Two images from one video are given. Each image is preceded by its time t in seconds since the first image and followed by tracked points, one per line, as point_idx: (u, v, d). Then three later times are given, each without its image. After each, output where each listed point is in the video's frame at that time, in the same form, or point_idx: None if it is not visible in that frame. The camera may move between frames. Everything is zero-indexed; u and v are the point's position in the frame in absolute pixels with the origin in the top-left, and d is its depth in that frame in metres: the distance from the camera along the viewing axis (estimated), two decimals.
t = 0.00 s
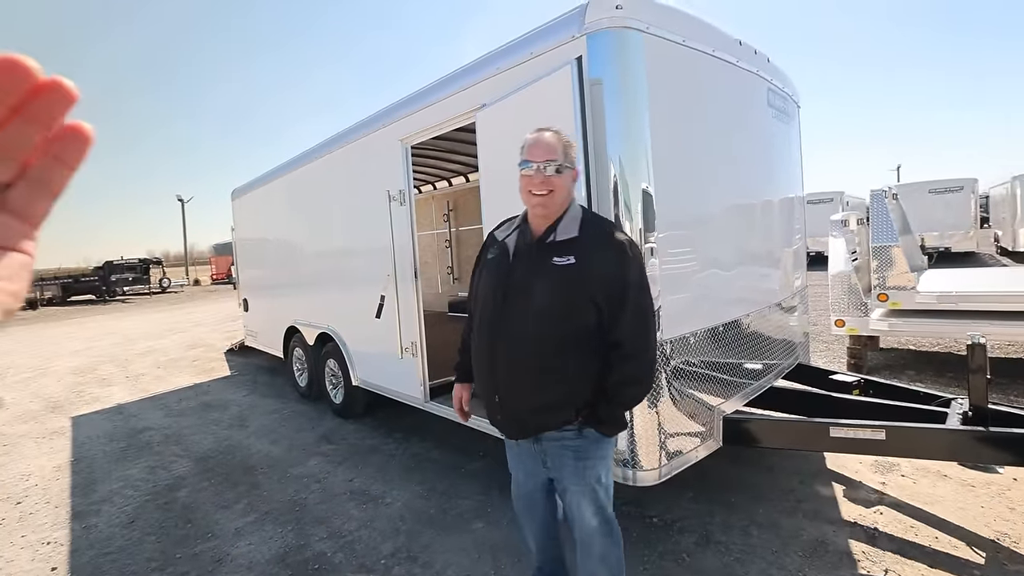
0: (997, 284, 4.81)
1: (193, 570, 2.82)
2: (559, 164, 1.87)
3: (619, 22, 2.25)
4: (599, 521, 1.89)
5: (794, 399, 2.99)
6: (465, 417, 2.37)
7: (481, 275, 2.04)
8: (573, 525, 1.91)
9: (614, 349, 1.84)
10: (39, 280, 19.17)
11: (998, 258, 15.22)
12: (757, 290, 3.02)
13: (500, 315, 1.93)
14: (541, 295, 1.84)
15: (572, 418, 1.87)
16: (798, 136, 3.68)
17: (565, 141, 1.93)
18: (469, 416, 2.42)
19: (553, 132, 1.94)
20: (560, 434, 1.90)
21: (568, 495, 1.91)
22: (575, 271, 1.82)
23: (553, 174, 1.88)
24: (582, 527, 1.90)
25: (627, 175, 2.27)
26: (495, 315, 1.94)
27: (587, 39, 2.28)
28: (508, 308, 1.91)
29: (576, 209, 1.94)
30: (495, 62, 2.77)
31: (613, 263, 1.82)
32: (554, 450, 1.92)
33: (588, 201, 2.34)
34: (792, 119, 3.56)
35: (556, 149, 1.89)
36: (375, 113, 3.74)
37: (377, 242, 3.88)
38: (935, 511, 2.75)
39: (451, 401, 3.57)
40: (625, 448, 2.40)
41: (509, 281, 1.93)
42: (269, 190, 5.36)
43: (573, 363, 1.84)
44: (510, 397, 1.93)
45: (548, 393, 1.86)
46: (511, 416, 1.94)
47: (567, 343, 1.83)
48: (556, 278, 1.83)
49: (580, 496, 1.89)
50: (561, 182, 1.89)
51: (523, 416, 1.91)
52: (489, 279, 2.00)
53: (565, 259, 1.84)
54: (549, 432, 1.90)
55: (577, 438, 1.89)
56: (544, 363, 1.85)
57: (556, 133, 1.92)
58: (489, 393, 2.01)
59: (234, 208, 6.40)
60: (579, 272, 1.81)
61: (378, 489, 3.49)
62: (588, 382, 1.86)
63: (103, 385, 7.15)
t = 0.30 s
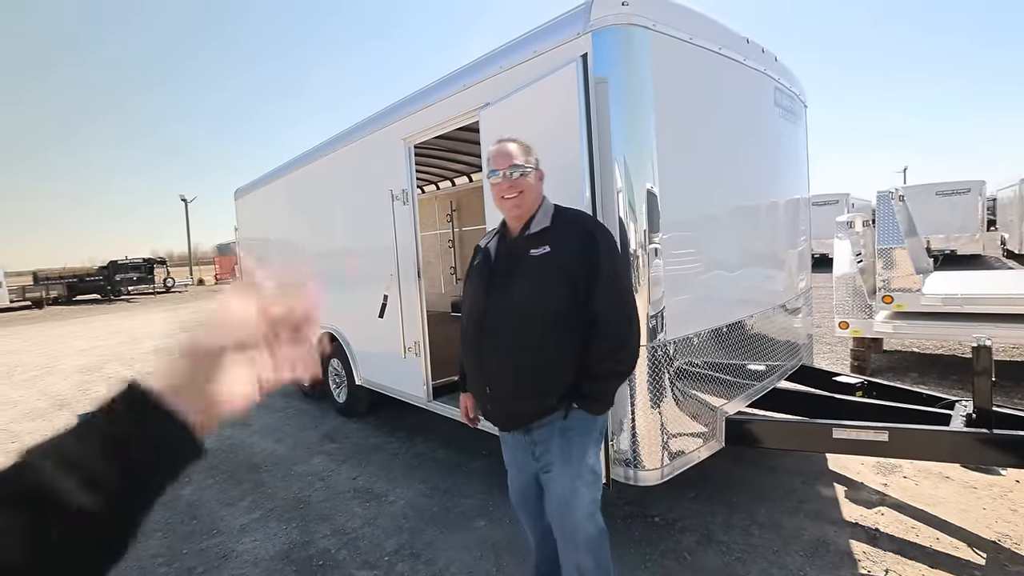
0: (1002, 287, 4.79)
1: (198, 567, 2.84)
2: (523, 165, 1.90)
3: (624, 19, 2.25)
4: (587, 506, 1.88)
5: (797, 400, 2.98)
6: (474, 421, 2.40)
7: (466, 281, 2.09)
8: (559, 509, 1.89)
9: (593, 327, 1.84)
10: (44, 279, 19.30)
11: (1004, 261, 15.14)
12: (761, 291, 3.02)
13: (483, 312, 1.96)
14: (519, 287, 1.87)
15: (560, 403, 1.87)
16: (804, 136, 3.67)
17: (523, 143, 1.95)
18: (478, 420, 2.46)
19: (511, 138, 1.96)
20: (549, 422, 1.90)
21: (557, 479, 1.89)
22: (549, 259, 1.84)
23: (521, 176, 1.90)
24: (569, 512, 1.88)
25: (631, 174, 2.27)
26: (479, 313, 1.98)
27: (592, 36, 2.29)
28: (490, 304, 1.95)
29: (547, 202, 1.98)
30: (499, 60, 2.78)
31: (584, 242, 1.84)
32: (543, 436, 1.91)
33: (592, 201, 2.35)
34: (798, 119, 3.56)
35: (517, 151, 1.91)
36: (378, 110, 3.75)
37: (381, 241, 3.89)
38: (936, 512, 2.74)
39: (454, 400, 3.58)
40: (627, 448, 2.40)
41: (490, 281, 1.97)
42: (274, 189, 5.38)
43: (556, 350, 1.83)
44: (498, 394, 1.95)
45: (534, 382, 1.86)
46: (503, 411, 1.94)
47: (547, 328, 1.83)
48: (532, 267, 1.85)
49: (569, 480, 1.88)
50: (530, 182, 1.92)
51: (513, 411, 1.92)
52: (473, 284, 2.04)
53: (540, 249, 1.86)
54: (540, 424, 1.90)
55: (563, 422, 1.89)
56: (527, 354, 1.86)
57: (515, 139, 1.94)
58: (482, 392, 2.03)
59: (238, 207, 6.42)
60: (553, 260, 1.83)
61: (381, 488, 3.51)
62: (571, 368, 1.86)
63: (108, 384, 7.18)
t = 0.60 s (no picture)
0: (989, 289, 4.88)
1: (190, 565, 2.84)
2: (505, 167, 1.93)
3: (625, 17, 2.28)
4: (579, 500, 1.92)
5: (788, 399, 3.03)
6: (463, 427, 2.42)
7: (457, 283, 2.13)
8: (551, 501, 1.93)
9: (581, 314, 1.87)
10: (32, 276, 19.07)
11: (991, 265, 15.37)
12: (756, 290, 3.06)
13: (475, 310, 2.00)
14: (508, 280, 1.90)
15: (552, 394, 1.89)
16: (800, 138, 3.72)
17: (504, 145, 1.98)
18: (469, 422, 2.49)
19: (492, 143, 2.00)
20: (544, 414, 1.92)
21: (551, 472, 1.93)
22: (536, 251, 1.88)
23: (503, 178, 1.94)
24: (562, 504, 1.91)
25: (630, 174, 2.30)
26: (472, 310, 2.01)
27: (592, 34, 2.32)
28: (481, 300, 1.98)
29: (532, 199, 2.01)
30: (499, 56, 2.80)
31: (568, 232, 1.89)
32: (535, 429, 1.93)
33: (590, 199, 2.38)
34: (795, 121, 3.60)
35: (497, 155, 1.95)
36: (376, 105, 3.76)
37: (378, 238, 3.90)
38: (920, 506, 2.80)
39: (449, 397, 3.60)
40: (622, 445, 2.43)
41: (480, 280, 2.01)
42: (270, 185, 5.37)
43: (546, 340, 1.86)
44: (493, 390, 1.96)
45: (527, 373, 1.88)
46: (498, 406, 1.96)
47: (537, 317, 1.85)
48: (520, 261, 1.89)
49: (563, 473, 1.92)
50: (512, 182, 1.96)
51: (508, 406, 1.93)
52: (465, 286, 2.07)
53: (527, 242, 1.90)
54: (536, 417, 1.92)
55: (559, 415, 1.92)
56: (518, 347, 1.88)
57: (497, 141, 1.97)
58: (477, 390, 2.04)
59: (232, 203, 6.39)
60: (540, 251, 1.87)
61: (375, 485, 3.52)
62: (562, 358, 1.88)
63: (98, 381, 7.13)
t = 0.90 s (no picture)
0: (979, 291, 4.91)
1: (179, 562, 2.82)
2: (508, 159, 1.91)
3: (619, 13, 2.27)
4: (571, 499, 1.90)
5: (780, 397, 3.04)
6: (454, 423, 2.40)
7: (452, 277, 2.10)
8: (543, 500, 1.92)
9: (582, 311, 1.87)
10: (22, 270, 18.88)
11: (982, 266, 15.49)
12: (748, 289, 3.07)
13: (473, 306, 1.98)
14: (508, 277, 1.88)
15: (551, 391, 1.90)
16: (795, 138, 3.72)
17: (508, 138, 1.97)
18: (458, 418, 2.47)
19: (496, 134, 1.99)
20: (540, 411, 1.92)
21: (542, 469, 1.93)
22: (536, 247, 1.86)
23: (504, 171, 1.92)
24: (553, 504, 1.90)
25: (623, 172, 2.30)
26: (469, 306, 1.99)
27: (586, 29, 2.31)
28: (479, 296, 1.96)
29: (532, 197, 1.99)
30: (493, 52, 2.79)
31: (571, 228, 1.87)
32: (531, 427, 1.94)
33: (583, 197, 2.37)
34: (790, 120, 3.61)
35: (500, 147, 1.93)
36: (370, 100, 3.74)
37: (370, 234, 3.88)
38: (908, 505, 2.82)
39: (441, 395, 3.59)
40: (613, 443, 2.42)
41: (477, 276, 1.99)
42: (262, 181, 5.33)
43: (547, 338, 1.85)
44: (491, 387, 1.96)
45: (526, 370, 1.88)
46: (495, 403, 1.96)
47: (539, 315, 1.84)
48: (520, 257, 1.87)
49: (553, 471, 1.91)
50: (514, 176, 1.93)
51: (506, 403, 1.93)
52: (461, 281, 2.04)
53: (527, 238, 1.88)
54: (534, 415, 1.92)
55: (553, 412, 1.92)
56: (518, 345, 1.87)
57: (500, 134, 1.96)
58: (472, 386, 2.03)
59: (225, 198, 6.35)
60: (541, 248, 1.85)
61: (366, 481, 3.51)
62: (562, 356, 1.88)
63: (88, 377, 7.07)
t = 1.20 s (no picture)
0: (978, 287, 4.90)
1: (178, 564, 2.81)
2: (532, 154, 1.89)
3: (614, 13, 2.27)
4: (588, 522, 1.92)
5: (779, 396, 3.03)
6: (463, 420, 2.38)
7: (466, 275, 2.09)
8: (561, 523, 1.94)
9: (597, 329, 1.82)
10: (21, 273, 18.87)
11: (981, 263, 15.48)
12: (746, 288, 3.06)
13: (484, 307, 1.96)
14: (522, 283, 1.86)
15: (557, 408, 1.87)
16: (791, 136, 3.72)
17: (534, 131, 1.94)
18: (466, 417, 2.46)
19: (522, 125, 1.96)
20: (545, 426, 1.91)
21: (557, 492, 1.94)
22: (552, 256, 1.83)
23: (527, 165, 1.90)
24: (571, 528, 1.93)
25: (619, 171, 2.29)
26: (482, 307, 1.97)
27: (582, 30, 2.30)
28: (492, 299, 1.94)
29: (553, 195, 1.96)
30: (489, 52, 2.78)
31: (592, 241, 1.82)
32: (541, 443, 1.94)
33: (580, 197, 2.37)
34: (786, 118, 3.60)
35: (525, 140, 1.90)
36: (368, 102, 3.73)
37: (368, 235, 3.87)
38: (909, 503, 2.81)
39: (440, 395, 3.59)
40: (612, 443, 2.42)
41: (491, 277, 1.98)
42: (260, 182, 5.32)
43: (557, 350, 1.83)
44: (496, 393, 1.95)
45: (534, 384, 1.86)
46: (501, 412, 1.96)
47: (551, 327, 1.82)
48: (535, 264, 1.85)
49: (569, 495, 1.92)
50: (536, 171, 1.91)
51: (512, 410, 1.93)
52: (475, 279, 2.03)
53: (543, 244, 1.86)
54: (539, 428, 1.92)
55: (562, 432, 1.90)
56: (527, 353, 1.85)
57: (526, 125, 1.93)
58: (477, 391, 2.04)
59: (222, 199, 6.34)
60: (557, 257, 1.82)
61: (366, 483, 3.50)
62: (573, 370, 1.85)
63: (87, 379, 7.06)
